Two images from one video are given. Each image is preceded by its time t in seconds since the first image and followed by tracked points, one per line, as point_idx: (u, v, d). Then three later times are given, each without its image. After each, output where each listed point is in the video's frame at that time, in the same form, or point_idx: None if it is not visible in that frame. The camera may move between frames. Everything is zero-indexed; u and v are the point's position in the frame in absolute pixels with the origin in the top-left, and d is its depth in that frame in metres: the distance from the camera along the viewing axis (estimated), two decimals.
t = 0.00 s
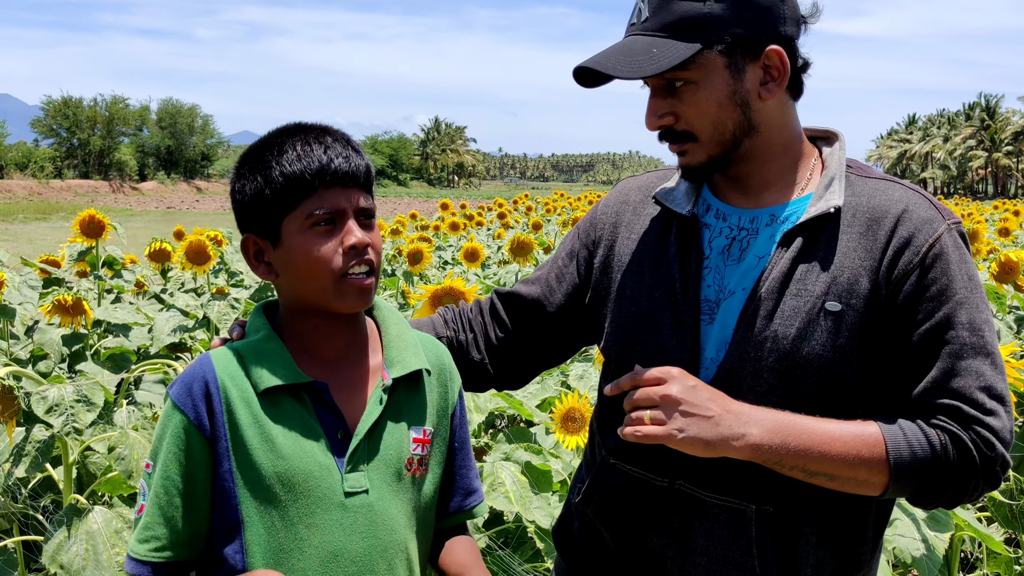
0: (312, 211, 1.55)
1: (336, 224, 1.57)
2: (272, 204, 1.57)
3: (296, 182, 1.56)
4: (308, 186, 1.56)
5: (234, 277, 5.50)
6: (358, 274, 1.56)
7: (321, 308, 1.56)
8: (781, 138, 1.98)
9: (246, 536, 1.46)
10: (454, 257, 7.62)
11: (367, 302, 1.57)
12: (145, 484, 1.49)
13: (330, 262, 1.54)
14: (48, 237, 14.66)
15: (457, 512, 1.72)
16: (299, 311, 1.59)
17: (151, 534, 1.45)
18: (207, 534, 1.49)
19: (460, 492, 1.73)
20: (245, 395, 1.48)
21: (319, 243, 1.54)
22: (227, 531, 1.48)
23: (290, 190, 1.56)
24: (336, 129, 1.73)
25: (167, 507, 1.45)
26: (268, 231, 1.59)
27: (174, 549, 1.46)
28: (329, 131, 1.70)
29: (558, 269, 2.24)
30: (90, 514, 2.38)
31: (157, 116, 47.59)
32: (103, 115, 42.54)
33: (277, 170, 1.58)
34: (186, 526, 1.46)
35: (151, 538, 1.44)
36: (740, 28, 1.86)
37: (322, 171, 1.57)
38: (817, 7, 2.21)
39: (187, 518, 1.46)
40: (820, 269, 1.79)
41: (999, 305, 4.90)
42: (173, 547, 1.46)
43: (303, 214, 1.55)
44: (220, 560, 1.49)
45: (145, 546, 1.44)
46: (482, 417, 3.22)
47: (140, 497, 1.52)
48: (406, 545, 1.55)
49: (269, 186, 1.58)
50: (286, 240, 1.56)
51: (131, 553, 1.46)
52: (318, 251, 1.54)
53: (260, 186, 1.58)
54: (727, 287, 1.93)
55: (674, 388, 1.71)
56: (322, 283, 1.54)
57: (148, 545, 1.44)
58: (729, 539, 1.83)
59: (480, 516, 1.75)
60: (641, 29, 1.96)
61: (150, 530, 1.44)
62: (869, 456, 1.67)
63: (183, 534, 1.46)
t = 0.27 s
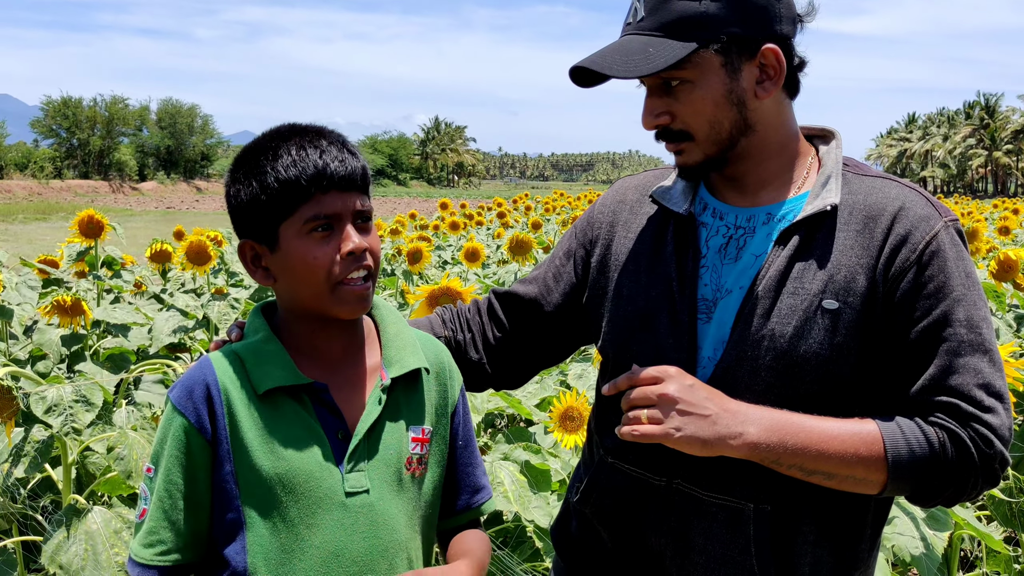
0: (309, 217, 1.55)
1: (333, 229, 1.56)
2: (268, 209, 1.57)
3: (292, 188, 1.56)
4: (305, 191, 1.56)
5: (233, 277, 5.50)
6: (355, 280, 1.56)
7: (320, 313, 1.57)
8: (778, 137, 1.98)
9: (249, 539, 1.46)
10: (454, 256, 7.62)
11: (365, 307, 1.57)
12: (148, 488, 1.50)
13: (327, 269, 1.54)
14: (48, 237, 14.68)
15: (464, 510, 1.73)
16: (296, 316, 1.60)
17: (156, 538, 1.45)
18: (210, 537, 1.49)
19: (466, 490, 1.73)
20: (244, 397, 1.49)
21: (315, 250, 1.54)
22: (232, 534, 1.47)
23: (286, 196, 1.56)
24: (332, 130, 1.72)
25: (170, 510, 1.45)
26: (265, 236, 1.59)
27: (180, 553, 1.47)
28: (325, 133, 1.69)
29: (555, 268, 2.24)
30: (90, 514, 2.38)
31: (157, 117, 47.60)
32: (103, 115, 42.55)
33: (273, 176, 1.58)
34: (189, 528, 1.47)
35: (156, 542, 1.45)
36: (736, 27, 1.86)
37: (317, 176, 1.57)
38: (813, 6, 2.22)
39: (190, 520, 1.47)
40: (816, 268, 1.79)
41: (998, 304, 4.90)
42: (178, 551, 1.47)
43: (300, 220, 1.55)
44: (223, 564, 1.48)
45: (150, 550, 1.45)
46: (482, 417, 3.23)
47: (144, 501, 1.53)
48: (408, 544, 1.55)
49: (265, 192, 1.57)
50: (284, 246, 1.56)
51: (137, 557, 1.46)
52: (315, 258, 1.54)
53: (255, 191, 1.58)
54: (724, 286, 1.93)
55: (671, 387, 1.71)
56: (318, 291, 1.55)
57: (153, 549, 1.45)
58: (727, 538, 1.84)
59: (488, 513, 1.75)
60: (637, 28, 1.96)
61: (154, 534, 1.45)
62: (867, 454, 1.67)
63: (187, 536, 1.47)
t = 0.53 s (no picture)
0: (305, 218, 1.55)
1: (329, 232, 1.56)
2: (264, 207, 1.58)
3: (289, 188, 1.56)
4: (303, 193, 1.56)
5: (233, 276, 5.50)
6: (348, 283, 1.56)
7: (314, 313, 1.57)
8: (777, 135, 1.98)
9: (245, 540, 1.47)
10: (454, 256, 7.63)
11: (357, 310, 1.57)
12: (130, 485, 1.50)
13: (320, 272, 1.54)
14: (48, 237, 14.68)
15: (464, 506, 1.73)
16: (289, 316, 1.60)
17: (138, 537, 1.46)
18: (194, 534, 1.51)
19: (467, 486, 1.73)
20: (238, 398, 1.49)
21: (310, 252, 1.54)
22: (223, 533, 1.48)
23: (283, 195, 1.56)
24: (335, 130, 1.72)
25: (156, 510, 1.46)
26: (261, 234, 1.59)
27: (160, 553, 1.48)
28: (328, 133, 1.69)
29: (554, 267, 2.24)
30: (90, 513, 2.39)
31: (157, 116, 47.60)
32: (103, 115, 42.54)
33: (271, 174, 1.58)
34: (173, 527, 1.48)
35: (139, 541, 1.46)
36: (734, 25, 1.86)
37: (315, 177, 1.57)
38: (812, 4, 2.22)
39: (175, 520, 1.48)
40: (815, 265, 1.79)
41: (997, 302, 4.90)
42: (160, 550, 1.48)
43: (297, 221, 1.55)
44: (214, 564, 1.49)
45: (133, 549, 1.46)
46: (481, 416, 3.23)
47: (124, 498, 1.52)
48: (404, 544, 1.56)
49: (262, 190, 1.58)
50: (279, 246, 1.57)
51: (115, 554, 1.46)
52: (309, 260, 1.54)
53: (253, 189, 1.59)
54: (723, 284, 1.93)
55: (670, 385, 1.72)
56: (310, 294, 1.55)
57: (136, 548, 1.46)
58: (726, 536, 1.84)
59: (489, 508, 1.75)
60: (635, 27, 1.96)
61: (137, 533, 1.46)
62: (866, 453, 1.67)
63: (170, 535, 1.48)
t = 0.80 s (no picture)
0: (302, 216, 1.55)
1: (326, 229, 1.56)
2: (261, 206, 1.58)
3: (285, 186, 1.56)
4: (299, 190, 1.56)
5: (234, 276, 5.50)
6: (347, 280, 1.56)
7: (312, 311, 1.57)
8: (778, 136, 1.98)
9: (245, 543, 1.47)
10: (454, 256, 7.63)
11: (356, 307, 1.57)
12: (129, 490, 1.50)
13: (318, 269, 1.54)
14: (48, 237, 14.69)
15: (463, 507, 1.73)
16: (288, 315, 1.60)
17: (138, 542, 1.47)
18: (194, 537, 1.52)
19: (462, 491, 1.73)
20: (233, 402, 1.49)
21: (307, 249, 1.54)
22: (223, 536, 1.49)
23: (279, 193, 1.56)
24: (330, 129, 1.72)
25: (154, 515, 1.47)
26: (257, 233, 1.59)
27: (160, 557, 1.48)
28: (323, 131, 1.69)
29: (554, 267, 2.25)
30: (91, 513, 2.39)
31: (157, 116, 47.62)
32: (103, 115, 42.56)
33: (267, 173, 1.58)
34: (172, 532, 1.48)
35: (138, 546, 1.47)
36: (737, 26, 1.86)
37: (311, 175, 1.57)
38: (814, 5, 2.22)
39: (174, 524, 1.48)
40: (817, 266, 1.79)
41: (999, 302, 4.90)
42: (160, 555, 1.48)
43: (294, 218, 1.55)
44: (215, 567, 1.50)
45: (132, 554, 1.47)
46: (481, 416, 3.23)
47: (124, 503, 1.53)
48: (400, 547, 1.56)
49: (258, 189, 1.58)
50: (276, 245, 1.56)
51: (116, 559, 1.47)
52: (306, 257, 1.54)
53: (249, 187, 1.59)
54: (724, 285, 1.93)
55: (671, 386, 1.72)
56: (309, 290, 1.55)
57: (136, 552, 1.47)
58: (727, 537, 1.84)
59: (487, 512, 1.75)
60: (637, 27, 1.96)
61: (136, 537, 1.47)
62: (867, 454, 1.67)
63: (170, 540, 1.49)
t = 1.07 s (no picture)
0: (294, 218, 1.55)
1: (318, 230, 1.57)
2: (252, 208, 1.58)
3: (276, 188, 1.56)
4: (289, 192, 1.56)
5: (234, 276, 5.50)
6: (340, 281, 1.56)
7: (307, 313, 1.57)
8: (778, 137, 1.98)
9: (247, 546, 1.47)
10: (454, 256, 7.63)
11: (350, 307, 1.57)
12: (127, 497, 1.50)
13: (312, 270, 1.54)
14: (48, 236, 14.69)
15: (462, 507, 1.73)
16: (284, 317, 1.60)
17: (137, 549, 1.47)
18: (194, 544, 1.52)
19: (466, 484, 1.74)
20: (231, 407, 1.49)
21: (300, 251, 1.54)
22: (227, 539, 1.49)
23: (270, 196, 1.56)
24: (319, 129, 1.72)
25: (153, 522, 1.46)
26: (249, 236, 1.59)
27: (161, 563, 1.49)
28: (312, 132, 1.69)
29: (554, 267, 2.25)
30: (91, 513, 2.40)
31: (158, 116, 47.63)
32: (103, 114, 42.57)
33: (257, 175, 1.58)
34: (171, 538, 1.48)
35: (138, 553, 1.47)
36: (737, 26, 1.86)
37: (301, 176, 1.57)
38: (815, 5, 2.22)
39: (173, 531, 1.48)
40: (817, 267, 1.80)
41: (998, 303, 4.90)
42: (160, 562, 1.48)
43: (285, 220, 1.55)
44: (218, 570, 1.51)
45: (132, 561, 1.47)
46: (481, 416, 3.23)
47: (122, 510, 1.53)
48: (403, 547, 1.56)
49: (249, 191, 1.58)
50: (268, 247, 1.56)
51: (115, 567, 1.47)
52: (299, 259, 1.54)
53: (240, 190, 1.59)
54: (724, 286, 1.93)
55: (671, 388, 1.72)
56: (304, 292, 1.55)
57: (135, 559, 1.47)
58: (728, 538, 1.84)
59: (487, 507, 1.75)
60: (637, 27, 1.96)
61: (135, 545, 1.46)
62: (867, 455, 1.67)
63: (169, 547, 1.48)
